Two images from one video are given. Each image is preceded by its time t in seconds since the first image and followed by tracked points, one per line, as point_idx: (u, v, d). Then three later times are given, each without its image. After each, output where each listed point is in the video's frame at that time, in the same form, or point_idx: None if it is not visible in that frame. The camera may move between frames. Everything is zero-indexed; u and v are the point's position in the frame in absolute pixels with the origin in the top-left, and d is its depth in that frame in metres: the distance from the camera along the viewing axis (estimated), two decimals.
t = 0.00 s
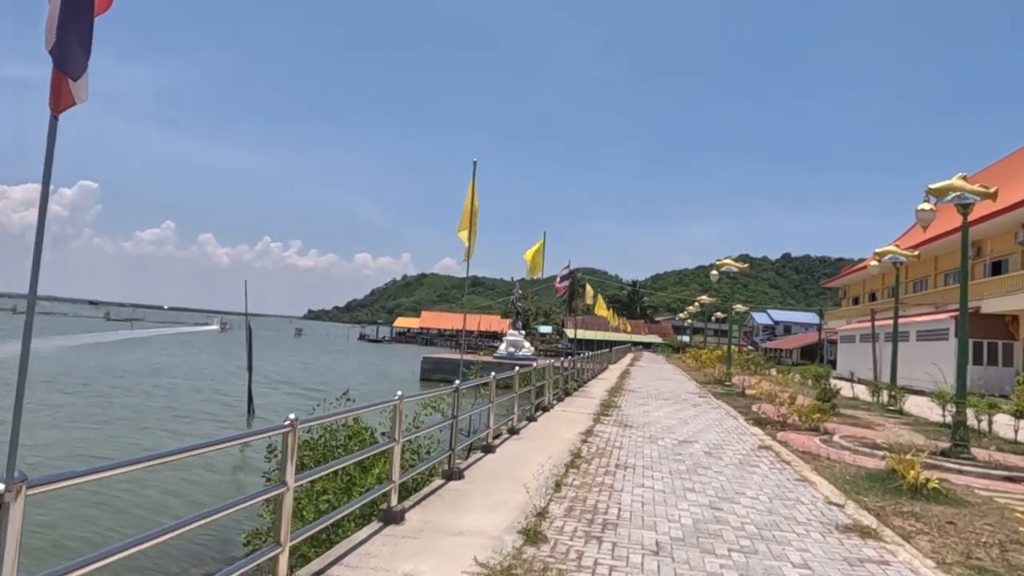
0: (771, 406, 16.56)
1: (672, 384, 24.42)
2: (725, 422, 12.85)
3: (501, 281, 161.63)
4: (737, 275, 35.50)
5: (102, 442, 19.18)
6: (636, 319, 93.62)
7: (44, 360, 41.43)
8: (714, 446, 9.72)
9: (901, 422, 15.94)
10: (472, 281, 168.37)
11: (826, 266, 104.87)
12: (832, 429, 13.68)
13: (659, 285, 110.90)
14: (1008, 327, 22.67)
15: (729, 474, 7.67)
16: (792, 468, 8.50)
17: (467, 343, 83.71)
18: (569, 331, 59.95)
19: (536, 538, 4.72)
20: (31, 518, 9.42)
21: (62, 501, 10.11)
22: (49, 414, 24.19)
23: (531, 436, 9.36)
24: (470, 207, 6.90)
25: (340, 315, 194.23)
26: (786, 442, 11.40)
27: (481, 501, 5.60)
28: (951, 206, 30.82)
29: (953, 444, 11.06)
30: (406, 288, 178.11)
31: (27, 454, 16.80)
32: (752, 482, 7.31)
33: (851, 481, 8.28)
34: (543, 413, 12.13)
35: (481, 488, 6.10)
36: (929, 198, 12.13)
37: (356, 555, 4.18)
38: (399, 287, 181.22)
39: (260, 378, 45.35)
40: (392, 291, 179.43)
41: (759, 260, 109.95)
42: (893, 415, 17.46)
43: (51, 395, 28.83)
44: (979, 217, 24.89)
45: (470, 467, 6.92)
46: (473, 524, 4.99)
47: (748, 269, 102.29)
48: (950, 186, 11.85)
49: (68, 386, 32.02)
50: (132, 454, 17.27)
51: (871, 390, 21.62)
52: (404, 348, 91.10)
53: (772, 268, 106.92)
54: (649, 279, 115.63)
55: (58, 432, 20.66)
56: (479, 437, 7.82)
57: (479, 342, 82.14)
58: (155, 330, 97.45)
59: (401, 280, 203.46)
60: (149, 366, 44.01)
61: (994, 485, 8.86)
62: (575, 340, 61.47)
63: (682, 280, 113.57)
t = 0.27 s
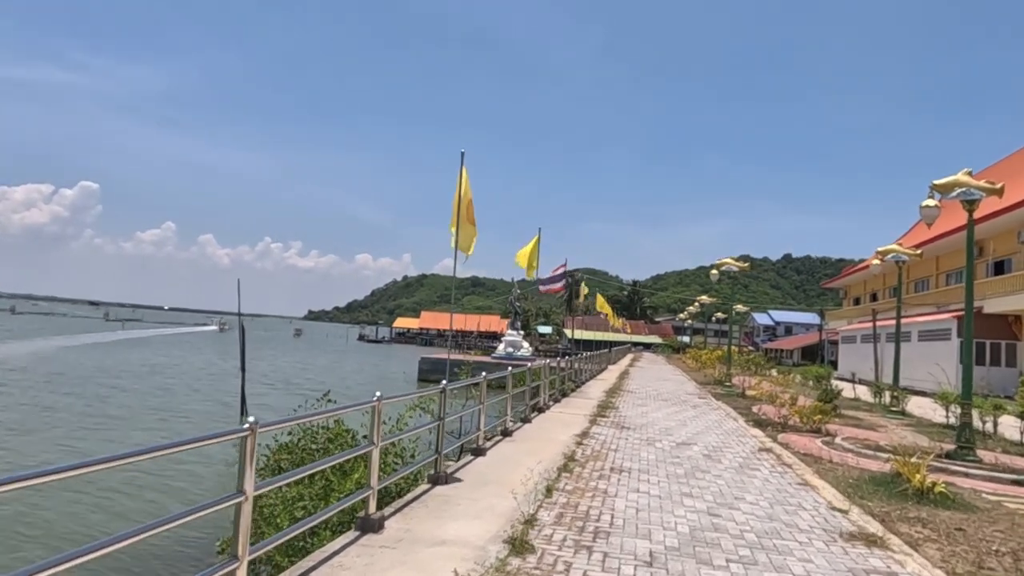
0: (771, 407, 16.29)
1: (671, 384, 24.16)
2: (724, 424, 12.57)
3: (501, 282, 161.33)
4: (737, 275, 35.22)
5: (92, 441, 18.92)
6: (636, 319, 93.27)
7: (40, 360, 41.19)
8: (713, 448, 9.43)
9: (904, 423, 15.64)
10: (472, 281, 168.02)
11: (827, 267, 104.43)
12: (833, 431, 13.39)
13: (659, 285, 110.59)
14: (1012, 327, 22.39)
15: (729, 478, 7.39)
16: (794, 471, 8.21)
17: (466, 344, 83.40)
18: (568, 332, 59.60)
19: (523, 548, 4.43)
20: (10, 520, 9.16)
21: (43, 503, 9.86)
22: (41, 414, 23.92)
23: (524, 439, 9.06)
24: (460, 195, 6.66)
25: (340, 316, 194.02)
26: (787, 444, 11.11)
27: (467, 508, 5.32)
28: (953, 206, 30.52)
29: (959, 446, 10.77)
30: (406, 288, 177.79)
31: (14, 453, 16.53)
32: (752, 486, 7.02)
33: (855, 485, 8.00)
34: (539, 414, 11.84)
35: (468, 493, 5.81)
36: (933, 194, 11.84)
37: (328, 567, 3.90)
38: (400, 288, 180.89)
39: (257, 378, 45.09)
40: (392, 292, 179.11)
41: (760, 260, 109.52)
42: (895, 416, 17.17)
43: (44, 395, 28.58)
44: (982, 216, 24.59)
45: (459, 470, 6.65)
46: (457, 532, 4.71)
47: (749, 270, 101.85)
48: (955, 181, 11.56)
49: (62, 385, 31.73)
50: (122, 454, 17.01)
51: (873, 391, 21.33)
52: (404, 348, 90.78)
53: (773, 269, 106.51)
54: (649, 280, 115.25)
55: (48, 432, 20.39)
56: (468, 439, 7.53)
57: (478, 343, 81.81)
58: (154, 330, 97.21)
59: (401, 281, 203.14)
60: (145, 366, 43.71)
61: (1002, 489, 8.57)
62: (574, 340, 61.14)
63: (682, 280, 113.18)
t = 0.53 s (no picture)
0: (773, 410, 16.00)
1: (671, 386, 23.88)
2: (724, 428, 12.28)
3: (502, 283, 161.04)
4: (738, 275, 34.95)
5: (83, 442, 18.65)
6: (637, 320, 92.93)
7: (37, 361, 40.98)
8: (713, 454, 9.13)
9: (908, 427, 15.33)
10: (474, 282, 167.81)
11: (829, 268, 103.99)
12: (836, 435, 13.11)
13: (661, 286, 110.23)
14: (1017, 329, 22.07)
15: (728, 487, 7.09)
16: (796, 479, 7.91)
17: (467, 345, 83.12)
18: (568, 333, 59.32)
19: (507, 566, 4.15)
20: None
21: (23, 507, 9.61)
22: (36, 415, 23.69)
23: (517, 444, 8.77)
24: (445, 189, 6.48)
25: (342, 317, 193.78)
26: (789, 449, 10.81)
27: (450, 521, 5.02)
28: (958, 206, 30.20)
29: (966, 452, 10.46)
30: (408, 289, 177.61)
31: (4, 454, 16.31)
32: (752, 496, 6.73)
33: (860, 494, 7.69)
34: (534, 418, 11.53)
35: (453, 504, 5.53)
36: (940, 192, 11.55)
37: None
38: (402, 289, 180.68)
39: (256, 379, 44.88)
40: (394, 292, 178.92)
41: (761, 261, 109.16)
42: (899, 419, 16.88)
43: (39, 395, 28.34)
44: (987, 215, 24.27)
45: (445, 478, 6.35)
46: (437, 549, 4.42)
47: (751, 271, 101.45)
48: (962, 179, 11.27)
49: (58, 386, 31.52)
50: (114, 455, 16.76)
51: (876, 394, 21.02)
52: (405, 349, 90.53)
53: (775, 270, 106.11)
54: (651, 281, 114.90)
55: (41, 433, 20.16)
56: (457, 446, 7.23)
57: (479, 343, 81.56)
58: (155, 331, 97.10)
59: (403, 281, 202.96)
60: (144, 367, 43.49)
61: (1014, 497, 8.26)
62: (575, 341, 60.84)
63: (684, 281, 112.81)
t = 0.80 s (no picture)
0: (773, 412, 15.72)
1: (670, 388, 23.59)
2: (724, 430, 11.99)
3: (503, 284, 160.75)
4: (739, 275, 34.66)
5: (73, 442, 18.39)
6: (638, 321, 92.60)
7: (34, 361, 40.75)
8: (711, 458, 8.83)
9: (911, 429, 15.05)
10: (475, 283, 167.57)
11: (830, 269, 103.57)
12: (838, 437, 12.82)
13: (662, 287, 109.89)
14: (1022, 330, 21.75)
15: (726, 493, 6.80)
16: (797, 484, 7.63)
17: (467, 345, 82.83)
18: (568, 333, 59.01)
19: None
20: None
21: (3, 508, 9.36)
22: (29, 415, 23.45)
23: (509, 447, 8.49)
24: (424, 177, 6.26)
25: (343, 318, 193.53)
26: (789, 452, 10.52)
27: (430, 530, 4.75)
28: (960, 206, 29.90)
29: (972, 455, 10.17)
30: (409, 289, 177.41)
31: None
32: (751, 503, 6.45)
33: (863, 500, 7.41)
34: (528, 421, 11.23)
35: (435, 512, 5.25)
36: (944, 189, 11.28)
37: None
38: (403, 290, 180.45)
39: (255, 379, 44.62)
40: (395, 293, 178.72)
41: (763, 262, 108.79)
42: (902, 421, 16.58)
43: (33, 395, 28.10)
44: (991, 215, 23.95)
45: (428, 484, 6.07)
46: (414, 561, 4.14)
47: (752, 272, 101.06)
48: (967, 176, 11.00)
49: (53, 386, 31.29)
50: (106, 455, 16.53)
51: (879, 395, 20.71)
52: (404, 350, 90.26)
53: (776, 271, 105.72)
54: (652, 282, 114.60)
55: (33, 433, 19.93)
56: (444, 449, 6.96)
57: (479, 344, 81.25)
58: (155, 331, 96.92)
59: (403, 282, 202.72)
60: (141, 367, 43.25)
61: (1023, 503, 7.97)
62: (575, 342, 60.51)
63: (686, 282, 112.44)
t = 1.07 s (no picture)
0: (774, 414, 15.44)
1: (671, 389, 23.28)
2: (723, 434, 11.70)
3: (504, 285, 160.52)
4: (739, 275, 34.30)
5: (61, 444, 18.10)
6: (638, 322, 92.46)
7: (30, 362, 40.43)
8: (710, 463, 8.54)
9: (914, 432, 14.76)
10: (475, 284, 167.27)
11: (831, 270, 103.28)
12: (840, 441, 12.53)
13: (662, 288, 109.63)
14: None
15: (724, 500, 6.52)
16: (798, 491, 7.34)
17: (466, 346, 82.56)
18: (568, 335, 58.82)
19: None
20: None
21: None
22: (21, 416, 23.16)
23: (501, 451, 8.21)
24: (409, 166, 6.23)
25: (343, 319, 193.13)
26: (790, 456, 10.23)
27: (407, 544, 4.46)
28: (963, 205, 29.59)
29: (977, 459, 9.89)
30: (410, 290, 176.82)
31: None
32: (750, 511, 6.17)
33: (868, 507, 7.13)
34: (522, 424, 10.93)
35: (415, 524, 4.95)
36: (949, 186, 10.99)
37: None
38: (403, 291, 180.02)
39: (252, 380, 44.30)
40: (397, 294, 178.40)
41: (763, 263, 108.54)
42: (905, 424, 16.30)
43: (27, 397, 27.80)
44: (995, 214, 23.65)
45: (411, 493, 5.78)
46: None
47: (753, 273, 100.87)
48: (972, 172, 10.71)
49: (47, 386, 31.00)
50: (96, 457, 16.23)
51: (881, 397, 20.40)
52: (404, 351, 89.95)
53: (777, 272, 105.45)
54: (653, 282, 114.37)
55: (24, 434, 19.63)
56: (432, 454, 6.67)
57: (479, 345, 81.00)
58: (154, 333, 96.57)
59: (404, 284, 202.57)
60: (138, 368, 42.91)
61: None
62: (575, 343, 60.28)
63: (686, 283, 112.18)
